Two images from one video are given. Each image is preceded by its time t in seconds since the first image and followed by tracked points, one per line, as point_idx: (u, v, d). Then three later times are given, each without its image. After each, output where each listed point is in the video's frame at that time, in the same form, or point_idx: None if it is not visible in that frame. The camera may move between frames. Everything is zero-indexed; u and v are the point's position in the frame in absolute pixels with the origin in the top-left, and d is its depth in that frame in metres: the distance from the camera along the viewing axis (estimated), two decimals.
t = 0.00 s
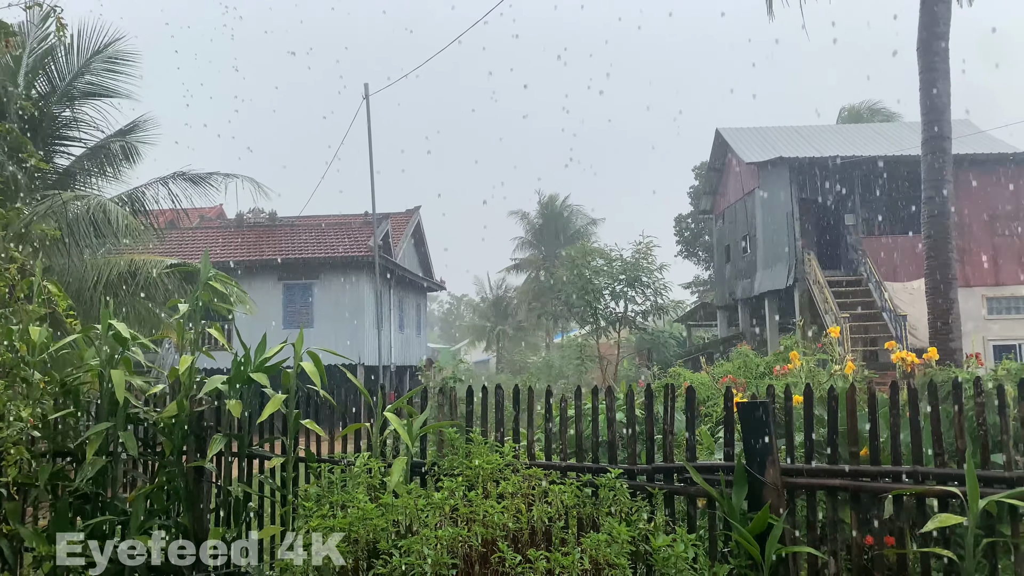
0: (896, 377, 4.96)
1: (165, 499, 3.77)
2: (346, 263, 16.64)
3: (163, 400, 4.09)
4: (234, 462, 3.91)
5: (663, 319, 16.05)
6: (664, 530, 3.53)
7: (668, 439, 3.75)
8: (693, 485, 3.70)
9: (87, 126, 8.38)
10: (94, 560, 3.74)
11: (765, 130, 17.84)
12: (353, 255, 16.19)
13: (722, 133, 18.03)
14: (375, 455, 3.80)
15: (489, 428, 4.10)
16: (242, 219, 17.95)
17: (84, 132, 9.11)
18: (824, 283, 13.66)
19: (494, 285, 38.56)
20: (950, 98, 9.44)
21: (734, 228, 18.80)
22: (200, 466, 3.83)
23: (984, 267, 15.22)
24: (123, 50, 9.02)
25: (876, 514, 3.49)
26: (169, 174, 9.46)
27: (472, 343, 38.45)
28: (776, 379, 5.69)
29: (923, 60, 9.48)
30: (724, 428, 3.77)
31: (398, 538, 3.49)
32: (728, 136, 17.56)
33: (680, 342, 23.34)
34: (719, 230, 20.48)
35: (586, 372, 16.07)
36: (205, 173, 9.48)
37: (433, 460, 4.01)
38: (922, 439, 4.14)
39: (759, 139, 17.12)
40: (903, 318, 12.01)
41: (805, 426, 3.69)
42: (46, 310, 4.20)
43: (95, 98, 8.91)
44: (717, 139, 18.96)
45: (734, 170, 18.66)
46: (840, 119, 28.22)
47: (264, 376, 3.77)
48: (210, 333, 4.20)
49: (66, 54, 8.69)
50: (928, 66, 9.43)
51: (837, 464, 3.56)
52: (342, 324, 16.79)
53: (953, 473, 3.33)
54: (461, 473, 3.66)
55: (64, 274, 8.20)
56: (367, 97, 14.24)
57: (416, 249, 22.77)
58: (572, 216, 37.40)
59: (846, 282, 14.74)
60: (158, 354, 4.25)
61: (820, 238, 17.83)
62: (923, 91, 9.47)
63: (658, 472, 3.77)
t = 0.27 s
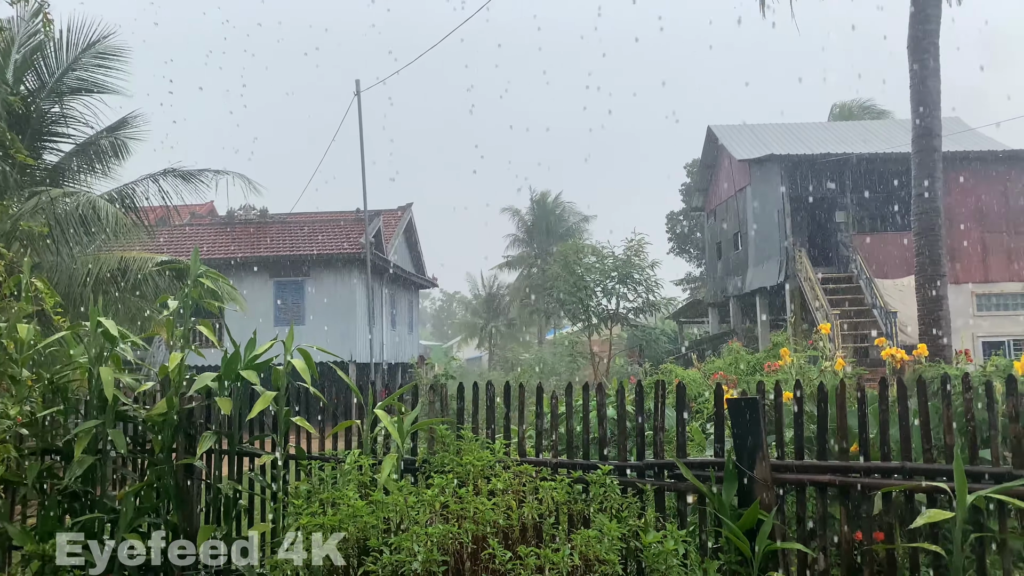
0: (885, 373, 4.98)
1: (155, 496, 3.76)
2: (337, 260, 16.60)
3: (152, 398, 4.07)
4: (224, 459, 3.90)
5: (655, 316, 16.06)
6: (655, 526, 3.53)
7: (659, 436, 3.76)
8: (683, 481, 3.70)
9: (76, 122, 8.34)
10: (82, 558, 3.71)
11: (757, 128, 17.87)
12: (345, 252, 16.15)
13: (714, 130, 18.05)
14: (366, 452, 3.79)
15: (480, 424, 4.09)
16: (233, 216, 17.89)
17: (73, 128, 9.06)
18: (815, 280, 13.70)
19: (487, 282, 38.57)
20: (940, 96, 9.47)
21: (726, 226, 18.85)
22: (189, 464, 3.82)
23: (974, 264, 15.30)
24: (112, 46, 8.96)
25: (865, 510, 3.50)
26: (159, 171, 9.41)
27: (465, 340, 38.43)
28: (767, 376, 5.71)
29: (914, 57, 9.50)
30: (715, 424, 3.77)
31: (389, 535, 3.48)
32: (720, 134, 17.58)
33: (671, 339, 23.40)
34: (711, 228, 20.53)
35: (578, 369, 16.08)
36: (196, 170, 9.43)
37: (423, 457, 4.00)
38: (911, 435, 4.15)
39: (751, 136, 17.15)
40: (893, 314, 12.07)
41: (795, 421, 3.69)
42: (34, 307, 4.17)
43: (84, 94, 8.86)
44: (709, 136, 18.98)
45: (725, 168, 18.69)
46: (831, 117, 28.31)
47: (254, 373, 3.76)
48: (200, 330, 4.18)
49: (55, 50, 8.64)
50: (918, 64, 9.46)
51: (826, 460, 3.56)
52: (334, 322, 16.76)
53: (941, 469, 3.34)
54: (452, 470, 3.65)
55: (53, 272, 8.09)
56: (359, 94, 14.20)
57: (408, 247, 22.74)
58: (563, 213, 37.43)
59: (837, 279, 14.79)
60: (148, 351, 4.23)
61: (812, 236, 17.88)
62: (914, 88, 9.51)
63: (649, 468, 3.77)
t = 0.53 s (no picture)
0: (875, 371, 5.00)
1: (143, 497, 3.74)
2: (329, 259, 16.56)
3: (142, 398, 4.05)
4: (213, 459, 3.89)
5: (647, 315, 16.07)
6: (645, 525, 3.54)
7: (649, 435, 3.76)
8: (673, 480, 3.70)
9: (65, 121, 8.30)
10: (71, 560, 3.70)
11: (749, 127, 17.91)
12: (336, 251, 16.11)
13: (705, 130, 18.07)
14: (356, 452, 3.78)
15: (471, 424, 4.09)
16: (223, 215, 17.82)
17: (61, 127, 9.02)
18: (806, 279, 13.76)
19: (478, 281, 38.53)
20: (930, 96, 9.50)
21: (716, 225, 18.90)
22: (178, 464, 3.80)
23: (963, 263, 15.38)
24: (102, 44, 8.92)
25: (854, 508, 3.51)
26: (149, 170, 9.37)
27: (456, 339, 38.42)
28: (757, 374, 5.72)
29: (904, 57, 9.53)
30: (705, 423, 3.78)
31: (379, 535, 3.47)
32: (711, 133, 17.61)
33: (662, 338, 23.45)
34: (702, 227, 20.58)
35: (570, 368, 16.10)
36: (185, 169, 9.39)
37: (413, 457, 3.99)
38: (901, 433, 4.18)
39: (742, 136, 17.19)
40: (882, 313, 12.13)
41: (784, 420, 3.70)
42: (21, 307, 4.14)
43: (73, 92, 8.82)
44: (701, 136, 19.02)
45: (716, 167, 18.74)
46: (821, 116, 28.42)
47: (243, 373, 3.74)
48: (190, 330, 4.16)
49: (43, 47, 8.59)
50: (907, 64, 9.50)
51: (816, 459, 3.57)
52: (325, 321, 16.73)
53: (929, 467, 3.35)
54: (442, 469, 3.65)
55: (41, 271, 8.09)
56: (349, 92, 14.15)
57: (400, 246, 22.72)
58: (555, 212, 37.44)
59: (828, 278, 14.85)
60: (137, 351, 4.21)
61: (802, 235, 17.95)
62: (903, 88, 9.54)
63: (639, 467, 3.78)
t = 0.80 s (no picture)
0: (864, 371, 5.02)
1: (132, 498, 3.72)
2: (321, 259, 16.53)
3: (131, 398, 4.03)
4: (203, 460, 3.87)
5: (638, 315, 16.09)
6: (636, 525, 3.54)
7: (639, 435, 3.76)
8: (664, 480, 3.71)
9: (55, 120, 8.26)
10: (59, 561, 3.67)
11: (740, 128, 17.96)
12: (328, 251, 16.08)
13: (697, 131, 18.10)
14: (346, 452, 3.77)
15: (462, 424, 4.08)
16: (214, 215, 17.76)
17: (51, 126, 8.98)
18: (797, 279, 13.81)
19: (471, 281, 38.51)
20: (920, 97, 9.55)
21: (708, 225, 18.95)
22: (168, 464, 3.78)
23: (953, 263, 15.46)
24: (92, 42, 8.87)
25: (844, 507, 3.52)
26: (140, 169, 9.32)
27: (449, 340, 38.40)
28: (748, 374, 5.74)
29: (894, 58, 9.59)
30: (695, 423, 3.78)
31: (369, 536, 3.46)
32: (703, 134, 17.65)
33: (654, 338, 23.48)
34: (694, 227, 20.62)
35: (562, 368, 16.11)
36: (176, 168, 9.36)
37: (404, 457, 3.99)
38: (891, 433, 4.20)
39: (734, 137, 17.24)
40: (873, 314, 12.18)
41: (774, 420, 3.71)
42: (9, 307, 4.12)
43: (63, 91, 8.77)
44: (693, 137, 19.05)
45: (708, 167, 18.78)
46: (812, 117, 28.55)
47: (233, 373, 3.73)
48: (179, 330, 4.15)
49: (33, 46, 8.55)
50: (897, 65, 9.54)
51: (806, 459, 3.58)
52: (317, 321, 16.69)
53: (918, 466, 3.37)
54: (433, 470, 3.64)
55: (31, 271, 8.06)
56: (341, 92, 14.13)
57: (392, 246, 22.70)
58: (547, 212, 37.46)
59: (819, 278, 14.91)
60: (126, 351, 4.19)
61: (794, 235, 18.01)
62: (894, 89, 9.59)
63: (629, 467, 3.78)
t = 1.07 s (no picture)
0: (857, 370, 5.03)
1: (123, 496, 3.71)
2: (313, 258, 16.49)
3: (122, 396, 4.01)
4: (195, 458, 3.85)
5: (632, 314, 16.11)
6: (628, 524, 3.54)
7: (631, 434, 3.77)
8: (656, 478, 3.71)
9: (47, 117, 8.23)
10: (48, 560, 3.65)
11: (734, 127, 17.99)
12: (321, 250, 16.04)
13: (690, 130, 18.11)
14: (338, 451, 3.76)
15: (455, 422, 4.07)
16: (207, 213, 17.72)
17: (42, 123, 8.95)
18: (790, 278, 13.84)
19: (465, 280, 38.48)
20: (912, 96, 9.57)
21: (701, 224, 18.97)
22: (159, 463, 3.77)
23: (945, 263, 15.51)
24: (84, 39, 8.84)
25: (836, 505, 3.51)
26: (132, 166, 9.28)
27: (442, 339, 38.38)
28: (741, 373, 5.75)
29: (886, 58, 9.61)
30: (687, 421, 3.78)
31: (360, 535, 3.45)
32: (697, 133, 17.68)
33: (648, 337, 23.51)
34: (687, 226, 20.65)
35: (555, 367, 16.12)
36: (169, 166, 9.33)
37: (396, 455, 3.98)
38: (883, 431, 4.22)
39: (728, 136, 17.26)
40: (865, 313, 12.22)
41: (766, 419, 3.71)
42: None
43: (54, 88, 8.73)
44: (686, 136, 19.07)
45: (702, 166, 18.80)
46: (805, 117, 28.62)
47: (224, 372, 3.71)
48: (170, 328, 4.13)
49: (25, 43, 8.51)
50: (890, 65, 9.56)
51: (798, 457, 3.58)
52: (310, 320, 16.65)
53: (910, 465, 3.37)
54: (425, 468, 3.64)
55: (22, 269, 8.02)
56: (334, 90, 14.10)
57: (386, 245, 22.68)
58: (541, 211, 37.46)
59: (812, 277, 14.95)
60: (117, 349, 4.17)
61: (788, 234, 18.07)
62: (886, 89, 9.61)
63: (622, 465, 3.78)
